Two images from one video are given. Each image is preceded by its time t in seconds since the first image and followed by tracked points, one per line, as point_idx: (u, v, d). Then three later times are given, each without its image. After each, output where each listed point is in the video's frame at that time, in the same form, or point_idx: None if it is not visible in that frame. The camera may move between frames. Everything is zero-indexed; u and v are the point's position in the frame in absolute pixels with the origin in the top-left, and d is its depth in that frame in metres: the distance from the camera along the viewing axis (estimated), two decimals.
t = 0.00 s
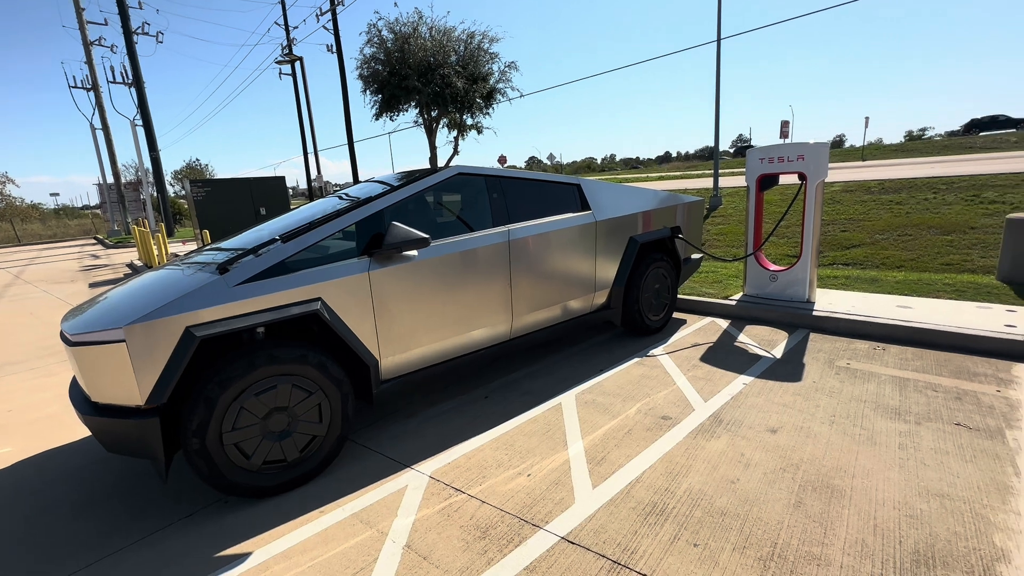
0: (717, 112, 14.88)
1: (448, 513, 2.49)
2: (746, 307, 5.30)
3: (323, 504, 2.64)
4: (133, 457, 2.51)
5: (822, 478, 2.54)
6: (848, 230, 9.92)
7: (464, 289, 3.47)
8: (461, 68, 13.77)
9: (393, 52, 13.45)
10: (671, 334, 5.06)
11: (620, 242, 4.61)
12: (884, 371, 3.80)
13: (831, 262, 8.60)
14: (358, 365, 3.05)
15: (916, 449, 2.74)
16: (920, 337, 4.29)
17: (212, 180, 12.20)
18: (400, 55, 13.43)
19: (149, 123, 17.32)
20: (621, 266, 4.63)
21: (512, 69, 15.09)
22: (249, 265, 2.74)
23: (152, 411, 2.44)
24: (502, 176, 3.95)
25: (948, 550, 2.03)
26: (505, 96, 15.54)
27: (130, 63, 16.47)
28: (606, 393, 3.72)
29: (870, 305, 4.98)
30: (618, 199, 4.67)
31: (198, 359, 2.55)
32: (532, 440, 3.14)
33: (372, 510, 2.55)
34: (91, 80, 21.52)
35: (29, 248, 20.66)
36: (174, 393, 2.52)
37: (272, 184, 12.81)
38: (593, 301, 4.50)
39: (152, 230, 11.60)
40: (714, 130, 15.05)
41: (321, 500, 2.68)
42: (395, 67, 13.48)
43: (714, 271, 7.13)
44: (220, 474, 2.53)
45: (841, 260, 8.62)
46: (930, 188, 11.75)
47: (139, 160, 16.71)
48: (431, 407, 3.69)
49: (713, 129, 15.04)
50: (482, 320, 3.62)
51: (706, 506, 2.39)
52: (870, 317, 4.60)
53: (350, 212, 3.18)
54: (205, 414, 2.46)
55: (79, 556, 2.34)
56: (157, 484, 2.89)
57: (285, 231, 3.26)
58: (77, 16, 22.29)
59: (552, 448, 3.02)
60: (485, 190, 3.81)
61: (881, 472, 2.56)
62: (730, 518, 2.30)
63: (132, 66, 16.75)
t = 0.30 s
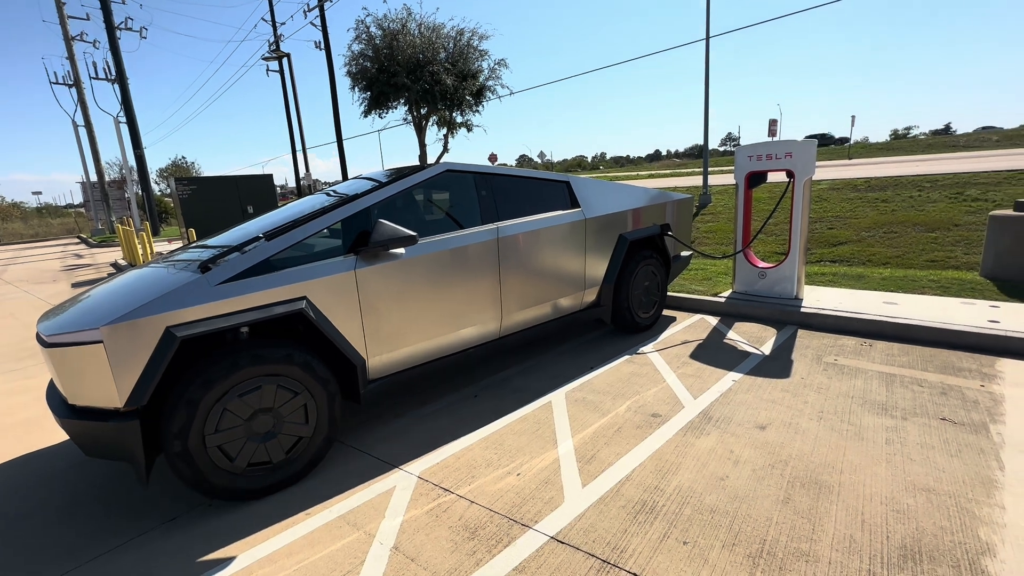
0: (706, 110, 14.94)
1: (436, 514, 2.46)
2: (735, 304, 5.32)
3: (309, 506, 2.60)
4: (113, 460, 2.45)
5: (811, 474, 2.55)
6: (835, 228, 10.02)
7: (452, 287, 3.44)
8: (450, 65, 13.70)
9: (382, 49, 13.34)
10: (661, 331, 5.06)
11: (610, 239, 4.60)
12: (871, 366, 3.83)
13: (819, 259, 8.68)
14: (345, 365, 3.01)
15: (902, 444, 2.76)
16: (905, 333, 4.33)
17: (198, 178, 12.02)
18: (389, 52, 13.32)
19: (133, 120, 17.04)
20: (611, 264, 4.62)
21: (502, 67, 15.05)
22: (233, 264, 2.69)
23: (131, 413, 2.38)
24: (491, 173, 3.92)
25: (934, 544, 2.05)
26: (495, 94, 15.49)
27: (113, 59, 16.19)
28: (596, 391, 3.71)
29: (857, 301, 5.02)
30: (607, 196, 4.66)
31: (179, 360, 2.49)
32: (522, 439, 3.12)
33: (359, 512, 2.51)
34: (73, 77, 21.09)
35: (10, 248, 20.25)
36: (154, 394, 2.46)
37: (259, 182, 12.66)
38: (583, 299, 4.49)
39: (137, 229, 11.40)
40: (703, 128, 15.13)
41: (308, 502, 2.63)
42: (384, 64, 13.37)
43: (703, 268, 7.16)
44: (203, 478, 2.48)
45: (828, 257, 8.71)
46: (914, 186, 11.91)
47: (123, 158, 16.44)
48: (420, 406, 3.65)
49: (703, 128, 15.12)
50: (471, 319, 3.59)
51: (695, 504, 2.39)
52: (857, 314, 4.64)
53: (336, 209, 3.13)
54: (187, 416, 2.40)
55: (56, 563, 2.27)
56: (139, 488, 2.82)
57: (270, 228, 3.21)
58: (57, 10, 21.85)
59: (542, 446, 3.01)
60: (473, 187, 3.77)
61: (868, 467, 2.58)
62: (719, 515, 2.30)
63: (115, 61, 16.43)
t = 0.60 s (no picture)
0: (697, 107, 14.97)
1: (428, 517, 2.41)
2: (728, 301, 5.31)
3: (297, 510, 2.54)
4: (91, 465, 2.36)
5: (805, 472, 2.53)
6: (824, 224, 10.09)
7: (443, 285, 3.38)
8: (440, 61, 13.57)
9: (371, 44, 13.18)
10: (653, 329, 5.04)
11: (602, 236, 4.57)
12: (863, 363, 3.84)
13: (808, 256, 8.73)
14: (333, 365, 2.94)
15: (895, 442, 2.75)
16: (896, 329, 4.34)
17: (184, 174, 11.80)
18: (378, 46, 13.16)
19: (117, 115, 16.72)
20: (603, 261, 4.58)
21: (493, 62, 14.94)
22: (216, 261, 2.61)
23: (110, 417, 2.29)
24: (482, 169, 3.86)
25: (930, 543, 2.03)
26: (486, 89, 15.39)
27: (96, 52, 15.84)
28: (590, 390, 3.67)
29: (848, 298, 5.04)
30: (600, 193, 4.62)
31: (160, 361, 2.41)
32: (515, 438, 3.07)
33: (348, 516, 2.46)
34: (54, 70, 20.61)
35: None
36: (135, 397, 2.38)
37: (247, 178, 12.48)
38: (575, 296, 4.46)
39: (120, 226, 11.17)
40: (694, 125, 15.15)
41: (296, 506, 2.57)
42: (373, 59, 13.21)
43: (695, 265, 7.16)
44: (186, 482, 2.40)
45: (818, 253, 8.76)
46: (902, 183, 12.02)
47: (106, 154, 16.12)
48: (411, 406, 3.59)
49: (693, 125, 15.14)
50: (462, 317, 3.54)
51: (690, 504, 2.36)
52: (848, 310, 4.64)
53: (324, 205, 3.06)
54: (169, 419, 2.33)
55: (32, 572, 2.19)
56: (120, 493, 2.73)
57: (255, 225, 3.13)
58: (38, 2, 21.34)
59: (535, 446, 2.96)
60: (464, 183, 3.71)
61: (863, 465, 2.57)
62: (715, 515, 2.27)
63: (97, 54, 16.08)
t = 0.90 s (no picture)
0: (695, 101, 14.91)
1: (428, 516, 2.37)
2: (728, 297, 5.28)
3: (295, 510, 2.50)
4: (84, 466, 2.31)
5: (810, 470, 2.51)
6: (821, 220, 10.08)
7: (443, 281, 3.33)
8: (437, 54, 13.44)
9: (367, 37, 13.04)
10: (653, 324, 5.01)
11: (602, 232, 4.53)
12: (865, 359, 3.82)
13: (806, 251, 8.73)
14: (331, 362, 2.90)
15: (899, 439, 2.73)
16: (897, 325, 4.33)
17: (177, 168, 11.66)
18: (374, 39, 13.02)
19: (109, 109, 16.52)
20: (603, 256, 4.54)
21: (490, 56, 14.83)
22: (211, 257, 2.55)
23: (103, 416, 2.24)
24: (481, 163, 3.81)
25: (937, 542, 2.01)
26: (483, 83, 15.28)
27: (87, 44, 15.61)
28: (590, 386, 3.64)
29: (847, 293, 5.02)
30: (600, 188, 4.57)
31: (154, 359, 2.35)
32: (516, 436, 3.04)
33: (347, 516, 2.42)
34: (44, 62, 20.31)
35: None
36: (128, 395, 2.33)
37: (242, 172, 12.36)
38: (575, 292, 4.42)
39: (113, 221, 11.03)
40: (692, 120, 15.10)
41: (294, 506, 2.53)
42: (369, 52, 13.07)
43: (694, 260, 7.13)
44: (182, 482, 2.36)
45: (815, 249, 8.76)
46: (898, 178, 12.02)
47: (99, 148, 15.92)
48: (410, 404, 3.55)
49: (691, 120, 15.09)
50: (462, 313, 3.50)
51: (694, 502, 2.33)
52: (849, 306, 4.62)
53: (321, 200, 3.00)
54: (164, 418, 2.28)
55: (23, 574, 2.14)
56: (115, 492, 2.68)
57: (251, 220, 3.07)
58: None
59: (536, 444, 2.93)
60: (463, 178, 3.66)
61: (867, 462, 2.55)
62: (720, 514, 2.25)
63: (88, 46, 15.83)
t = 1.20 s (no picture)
0: (707, 94, 14.67)
1: (438, 513, 2.35)
2: (740, 293, 5.21)
3: (304, 504, 2.49)
4: (94, 458, 2.31)
5: (827, 471, 2.45)
6: (834, 215, 9.93)
7: (452, 276, 3.29)
8: (446, 46, 13.35)
9: (376, 29, 12.97)
10: (664, 320, 4.95)
11: (613, 226, 4.47)
12: (881, 358, 3.74)
13: (818, 247, 8.60)
14: (340, 356, 2.87)
15: (919, 440, 2.67)
16: (914, 324, 4.24)
17: (187, 161, 11.71)
18: (383, 32, 12.94)
19: (120, 102, 16.60)
20: (614, 251, 4.48)
21: (500, 48, 14.72)
22: (220, 250, 2.53)
23: (113, 409, 2.23)
24: (492, 156, 3.76)
25: (960, 547, 1.96)
26: (491, 76, 15.17)
27: (99, 37, 15.69)
28: (601, 383, 3.60)
29: (863, 290, 4.93)
30: (611, 182, 4.51)
31: (163, 353, 2.34)
32: (525, 432, 3.01)
33: (356, 511, 2.40)
34: (56, 55, 20.44)
35: None
36: (138, 389, 2.32)
37: (251, 165, 12.39)
38: (585, 287, 4.37)
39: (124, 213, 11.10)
40: (703, 114, 14.92)
41: (303, 501, 2.52)
42: (378, 44, 13.01)
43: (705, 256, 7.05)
44: (191, 476, 2.35)
45: (828, 245, 8.62)
46: (913, 173, 11.81)
47: (111, 140, 16.03)
48: (419, 398, 3.53)
49: (702, 113, 14.91)
50: (472, 308, 3.46)
51: (708, 502, 2.29)
52: (865, 303, 4.54)
53: (330, 193, 2.97)
54: (173, 411, 2.27)
55: (35, 565, 2.14)
56: (125, 484, 2.69)
57: (260, 212, 3.04)
58: None
59: (546, 440, 2.90)
60: (473, 171, 3.61)
61: (886, 463, 2.49)
62: (735, 515, 2.20)
63: (98, 39, 15.88)
